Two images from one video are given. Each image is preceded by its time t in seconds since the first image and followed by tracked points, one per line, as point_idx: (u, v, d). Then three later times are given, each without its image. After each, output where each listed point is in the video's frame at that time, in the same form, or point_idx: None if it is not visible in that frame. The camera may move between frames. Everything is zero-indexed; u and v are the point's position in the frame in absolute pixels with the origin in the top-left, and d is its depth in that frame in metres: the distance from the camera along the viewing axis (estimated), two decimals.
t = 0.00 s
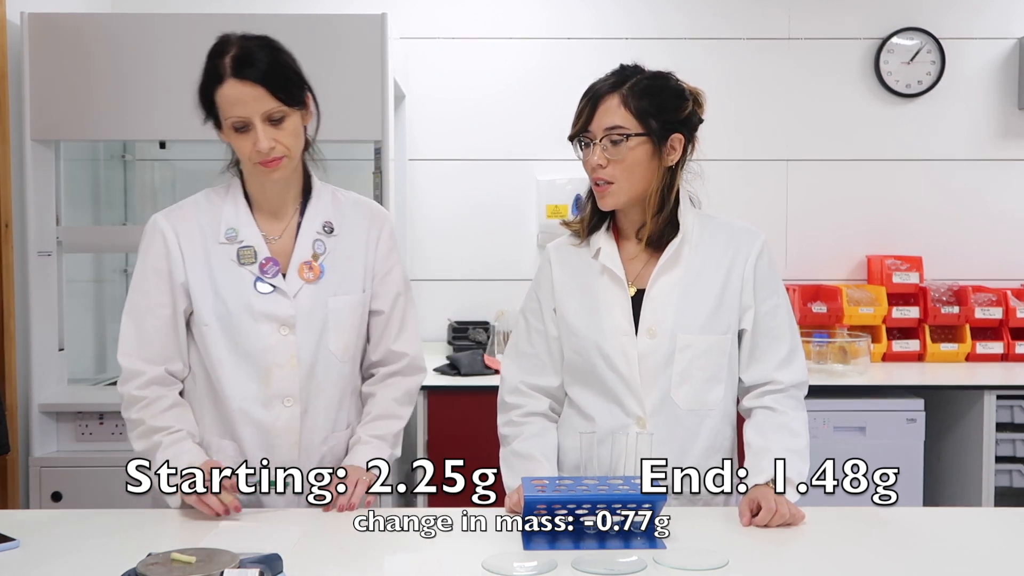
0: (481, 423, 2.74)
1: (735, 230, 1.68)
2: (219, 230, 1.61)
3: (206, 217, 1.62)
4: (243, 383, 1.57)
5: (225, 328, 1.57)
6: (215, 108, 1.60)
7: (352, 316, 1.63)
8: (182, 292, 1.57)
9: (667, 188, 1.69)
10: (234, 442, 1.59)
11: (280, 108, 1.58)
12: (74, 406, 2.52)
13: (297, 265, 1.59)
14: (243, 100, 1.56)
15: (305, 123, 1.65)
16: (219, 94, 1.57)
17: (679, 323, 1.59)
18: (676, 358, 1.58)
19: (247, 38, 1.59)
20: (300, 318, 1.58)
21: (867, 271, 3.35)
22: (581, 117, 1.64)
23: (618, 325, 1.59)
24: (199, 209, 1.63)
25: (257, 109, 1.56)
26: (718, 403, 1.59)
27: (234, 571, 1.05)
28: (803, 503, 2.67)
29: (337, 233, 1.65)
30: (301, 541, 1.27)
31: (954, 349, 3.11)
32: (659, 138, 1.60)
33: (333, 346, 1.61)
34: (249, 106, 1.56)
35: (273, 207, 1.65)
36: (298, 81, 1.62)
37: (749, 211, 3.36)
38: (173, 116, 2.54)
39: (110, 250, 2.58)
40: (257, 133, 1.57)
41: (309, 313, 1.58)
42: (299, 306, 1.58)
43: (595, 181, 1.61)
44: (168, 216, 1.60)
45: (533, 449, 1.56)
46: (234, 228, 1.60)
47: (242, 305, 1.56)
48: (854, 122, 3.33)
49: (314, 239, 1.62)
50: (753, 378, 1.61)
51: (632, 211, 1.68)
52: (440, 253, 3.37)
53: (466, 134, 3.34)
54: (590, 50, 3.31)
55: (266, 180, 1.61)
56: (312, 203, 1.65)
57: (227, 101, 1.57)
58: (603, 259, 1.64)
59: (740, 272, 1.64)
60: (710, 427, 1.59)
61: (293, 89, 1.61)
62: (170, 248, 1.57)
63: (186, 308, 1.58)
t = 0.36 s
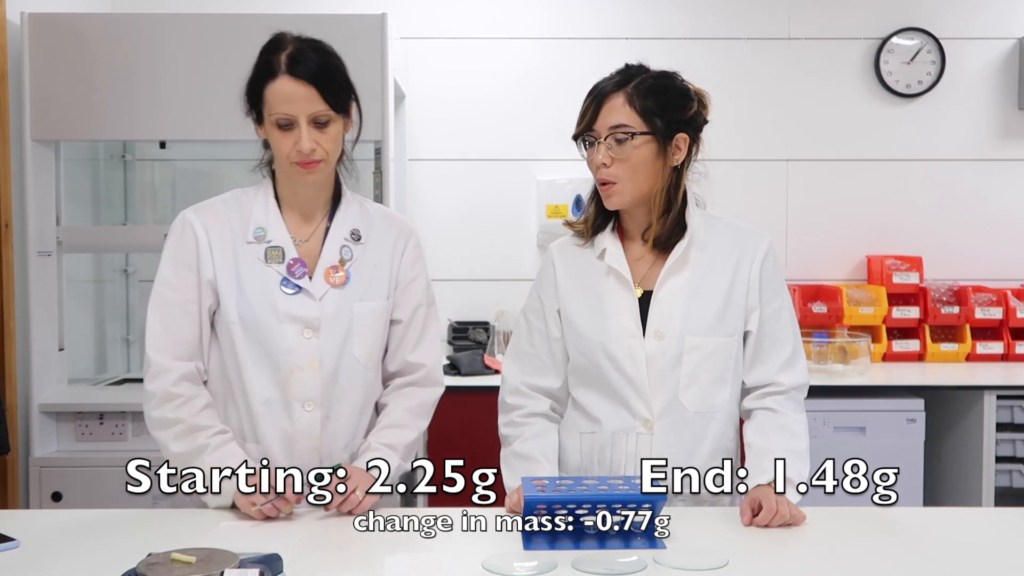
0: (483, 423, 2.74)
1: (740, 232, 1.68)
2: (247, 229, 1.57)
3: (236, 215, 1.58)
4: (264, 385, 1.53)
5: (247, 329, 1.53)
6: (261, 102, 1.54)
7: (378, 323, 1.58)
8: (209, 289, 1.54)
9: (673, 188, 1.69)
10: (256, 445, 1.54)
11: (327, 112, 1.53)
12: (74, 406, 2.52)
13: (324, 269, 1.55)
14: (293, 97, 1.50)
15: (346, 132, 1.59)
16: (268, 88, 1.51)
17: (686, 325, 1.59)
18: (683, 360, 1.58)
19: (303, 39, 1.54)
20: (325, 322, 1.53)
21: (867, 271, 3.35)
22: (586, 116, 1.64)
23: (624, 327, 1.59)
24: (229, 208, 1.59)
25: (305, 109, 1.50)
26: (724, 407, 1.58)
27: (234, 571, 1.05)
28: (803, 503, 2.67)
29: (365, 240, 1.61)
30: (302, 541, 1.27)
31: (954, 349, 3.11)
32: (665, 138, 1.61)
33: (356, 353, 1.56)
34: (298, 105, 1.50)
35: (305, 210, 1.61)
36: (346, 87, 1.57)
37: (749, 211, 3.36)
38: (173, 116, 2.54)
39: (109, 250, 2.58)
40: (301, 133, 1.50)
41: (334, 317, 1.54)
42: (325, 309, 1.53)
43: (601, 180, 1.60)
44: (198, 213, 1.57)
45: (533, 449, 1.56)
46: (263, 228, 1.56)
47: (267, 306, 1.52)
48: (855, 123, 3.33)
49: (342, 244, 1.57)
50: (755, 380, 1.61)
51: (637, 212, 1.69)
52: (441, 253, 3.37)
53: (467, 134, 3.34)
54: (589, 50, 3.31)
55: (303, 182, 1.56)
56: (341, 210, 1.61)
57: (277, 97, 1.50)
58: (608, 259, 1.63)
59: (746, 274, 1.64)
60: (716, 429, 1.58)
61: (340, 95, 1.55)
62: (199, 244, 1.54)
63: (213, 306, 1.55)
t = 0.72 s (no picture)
0: (483, 423, 2.74)
1: (744, 232, 1.68)
2: (263, 231, 1.57)
3: (252, 217, 1.58)
4: (282, 389, 1.53)
5: (265, 332, 1.52)
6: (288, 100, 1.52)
7: (394, 326, 1.58)
8: (224, 291, 1.53)
9: (679, 187, 1.69)
10: (274, 447, 1.53)
11: (354, 113, 1.52)
12: (74, 406, 2.52)
13: (341, 272, 1.55)
14: (322, 98, 1.49)
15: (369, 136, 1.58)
16: (297, 88, 1.50)
17: (693, 325, 1.59)
18: (690, 360, 1.58)
19: (330, 40, 1.54)
20: (342, 325, 1.53)
21: (867, 271, 3.34)
22: (591, 116, 1.63)
23: (629, 327, 1.59)
24: (245, 210, 1.59)
25: (334, 110, 1.49)
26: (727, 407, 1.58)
27: (234, 571, 1.05)
28: (803, 502, 2.67)
29: (380, 243, 1.61)
30: (302, 541, 1.27)
31: (954, 349, 3.11)
32: (671, 138, 1.61)
33: (372, 357, 1.56)
34: (326, 106, 1.49)
35: (322, 212, 1.60)
36: (371, 91, 1.56)
37: (749, 211, 3.36)
38: (172, 116, 2.54)
39: (109, 250, 2.58)
40: (327, 134, 1.49)
41: (351, 320, 1.53)
42: (342, 312, 1.53)
43: (607, 179, 1.60)
44: (213, 214, 1.57)
45: (533, 450, 1.56)
46: (279, 230, 1.56)
47: (285, 308, 1.51)
48: (855, 123, 3.33)
49: (358, 247, 1.57)
50: (756, 380, 1.61)
51: (642, 212, 1.68)
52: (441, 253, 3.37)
53: (467, 134, 3.34)
54: (590, 50, 3.31)
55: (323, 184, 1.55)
56: (356, 213, 1.61)
57: (304, 97, 1.49)
58: (613, 259, 1.63)
59: (751, 273, 1.64)
60: (721, 429, 1.58)
61: (365, 97, 1.55)
62: (214, 246, 1.53)
63: (228, 309, 1.54)
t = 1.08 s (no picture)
0: (484, 423, 2.74)
1: (744, 231, 1.69)
2: (272, 230, 1.57)
3: (260, 216, 1.58)
4: (294, 386, 1.53)
5: (276, 330, 1.52)
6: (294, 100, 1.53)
7: (403, 324, 1.58)
8: (235, 289, 1.53)
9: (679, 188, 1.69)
10: (287, 446, 1.53)
11: (358, 116, 1.52)
12: (74, 406, 2.52)
13: (350, 270, 1.55)
14: (327, 100, 1.49)
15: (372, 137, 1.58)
16: (304, 89, 1.50)
17: (693, 325, 1.59)
18: (690, 360, 1.58)
19: (336, 41, 1.54)
20: (354, 322, 1.53)
21: (867, 271, 3.35)
22: (592, 116, 1.63)
23: (629, 327, 1.59)
24: (253, 209, 1.59)
25: (339, 110, 1.49)
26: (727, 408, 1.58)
27: (234, 571, 1.05)
28: (803, 503, 2.67)
29: (387, 242, 1.61)
30: (302, 542, 1.27)
31: (955, 349, 3.11)
32: (672, 138, 1.61)
33: (382, 354, 1.56)
34: (331, 108, 1.49)
35: (328, 212, 1.61)
36: (377, 94, 1.56)
37: (749, 211, 3.36)
38: (172, 116, 2.54)
39: (108, 250, 2.58)
40: (332, 136, 1.49)
41: (363, 317, 1.54)
42: (353, 310, 1.53)
43: (609, 179, 1.60)
44: (221, 213, 1.56)
45: (533, 450, 1.56)
46: (288, 228, 1.55)
47: (296, 306, 1.51)
48: (855, 123, 3.33)
49: (366, 246, 1.58)
50: (756, 381, 1.61)
51: (643, 213, 1.68)
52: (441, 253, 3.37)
53: (467, 134, 3.34)
54: (590, 50, 3.31)
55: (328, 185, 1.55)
56: (362, 212, 1.62)
57: (309, 97, 1.49)
58: (612, 259, 1.64)
59: (751, 272, 1.64)
60: (722, 430, 1.58)
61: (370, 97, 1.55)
62: (224, 244, 1.53)
63: (237, 307, 1.54)
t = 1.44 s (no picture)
0: (484, 423, 2.74)
1: (742, 231, 1.69)
2: (267, 231, 1.57)
3: (256, 218, 1.58)
4: (289, 388, 1.53)
5: (272, 331, 1.52)
6: (290, 100, 1.52)
7: (399, 324, 1.58)
8: (229, 290, 1.52)
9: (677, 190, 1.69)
10: (283, 448, 1.52)
11: (354, 117, 1.52)
12: (74, 406, 2.52)
13: (345, 270, 1.55)
14: (324, 101, 1.49)
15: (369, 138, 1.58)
16: (300, 89, 1.50)
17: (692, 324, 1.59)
18: (688, 360, 1.58)
19: (334, 41, 1.54)
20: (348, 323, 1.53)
21: (867, 271, 3.35)
22: (591, 116, 1.63)
23: (627, 326, 1.59)
24: (248, 210, 1.59)
25: (335, 111, 1.50)
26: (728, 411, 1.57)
27: (234, 571, 1.05)
28: (803, 502, 2.67)
29: (383, 242, 1.61)
30: (302, 542, 1.27)
31: (954, 349, 3.11)
32: (671, 139, 1.61)
33: (377, 354, 1.56)
34: (327, 109, 1.49)
35: (324, 213, 1.60)
36: (374, 94, 1.56)
37: (750, 211, 3.36)
38: (172, 116, 2.54)
39: (108, 250, 2.58)
40: (327, 136, 1.49)
41: (358, 317, 1.54)
42: (348, 310, 1.53)
43: (607, 180, 1.60)
44: (217, 214, 1.57)
45: (532, 450, 1.56)
46: (283, 229, 1.56)
47: (291, 307, 1.51)
48: (855, 123, 3.33)
49: (362, 246, 1.57)
50: (755, 380, 1.61)
51: (641, 213, 1.69)
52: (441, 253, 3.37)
53: (467, 134, 3.34)
54: (590, 50, 3.31)
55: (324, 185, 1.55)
56: (358, 213, 1.62)
57: (306, 98, 1.49)
58: (610, 258, 1.64)
59: (750, 272, 1.64)
60: (721, 429, 1.58)
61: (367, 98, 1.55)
62: (219, 245, 1.53)
63: (233, 307, 1.54)
